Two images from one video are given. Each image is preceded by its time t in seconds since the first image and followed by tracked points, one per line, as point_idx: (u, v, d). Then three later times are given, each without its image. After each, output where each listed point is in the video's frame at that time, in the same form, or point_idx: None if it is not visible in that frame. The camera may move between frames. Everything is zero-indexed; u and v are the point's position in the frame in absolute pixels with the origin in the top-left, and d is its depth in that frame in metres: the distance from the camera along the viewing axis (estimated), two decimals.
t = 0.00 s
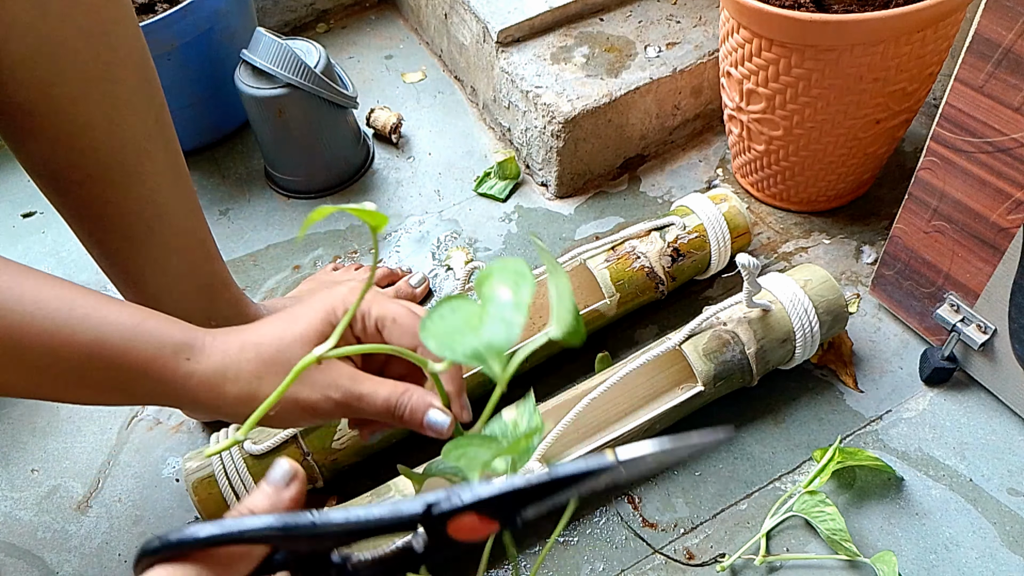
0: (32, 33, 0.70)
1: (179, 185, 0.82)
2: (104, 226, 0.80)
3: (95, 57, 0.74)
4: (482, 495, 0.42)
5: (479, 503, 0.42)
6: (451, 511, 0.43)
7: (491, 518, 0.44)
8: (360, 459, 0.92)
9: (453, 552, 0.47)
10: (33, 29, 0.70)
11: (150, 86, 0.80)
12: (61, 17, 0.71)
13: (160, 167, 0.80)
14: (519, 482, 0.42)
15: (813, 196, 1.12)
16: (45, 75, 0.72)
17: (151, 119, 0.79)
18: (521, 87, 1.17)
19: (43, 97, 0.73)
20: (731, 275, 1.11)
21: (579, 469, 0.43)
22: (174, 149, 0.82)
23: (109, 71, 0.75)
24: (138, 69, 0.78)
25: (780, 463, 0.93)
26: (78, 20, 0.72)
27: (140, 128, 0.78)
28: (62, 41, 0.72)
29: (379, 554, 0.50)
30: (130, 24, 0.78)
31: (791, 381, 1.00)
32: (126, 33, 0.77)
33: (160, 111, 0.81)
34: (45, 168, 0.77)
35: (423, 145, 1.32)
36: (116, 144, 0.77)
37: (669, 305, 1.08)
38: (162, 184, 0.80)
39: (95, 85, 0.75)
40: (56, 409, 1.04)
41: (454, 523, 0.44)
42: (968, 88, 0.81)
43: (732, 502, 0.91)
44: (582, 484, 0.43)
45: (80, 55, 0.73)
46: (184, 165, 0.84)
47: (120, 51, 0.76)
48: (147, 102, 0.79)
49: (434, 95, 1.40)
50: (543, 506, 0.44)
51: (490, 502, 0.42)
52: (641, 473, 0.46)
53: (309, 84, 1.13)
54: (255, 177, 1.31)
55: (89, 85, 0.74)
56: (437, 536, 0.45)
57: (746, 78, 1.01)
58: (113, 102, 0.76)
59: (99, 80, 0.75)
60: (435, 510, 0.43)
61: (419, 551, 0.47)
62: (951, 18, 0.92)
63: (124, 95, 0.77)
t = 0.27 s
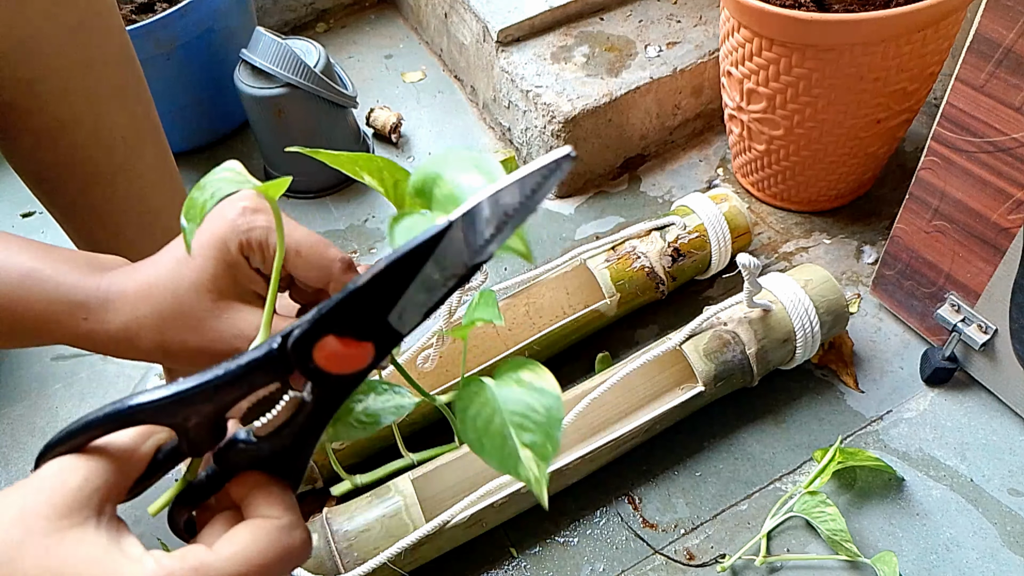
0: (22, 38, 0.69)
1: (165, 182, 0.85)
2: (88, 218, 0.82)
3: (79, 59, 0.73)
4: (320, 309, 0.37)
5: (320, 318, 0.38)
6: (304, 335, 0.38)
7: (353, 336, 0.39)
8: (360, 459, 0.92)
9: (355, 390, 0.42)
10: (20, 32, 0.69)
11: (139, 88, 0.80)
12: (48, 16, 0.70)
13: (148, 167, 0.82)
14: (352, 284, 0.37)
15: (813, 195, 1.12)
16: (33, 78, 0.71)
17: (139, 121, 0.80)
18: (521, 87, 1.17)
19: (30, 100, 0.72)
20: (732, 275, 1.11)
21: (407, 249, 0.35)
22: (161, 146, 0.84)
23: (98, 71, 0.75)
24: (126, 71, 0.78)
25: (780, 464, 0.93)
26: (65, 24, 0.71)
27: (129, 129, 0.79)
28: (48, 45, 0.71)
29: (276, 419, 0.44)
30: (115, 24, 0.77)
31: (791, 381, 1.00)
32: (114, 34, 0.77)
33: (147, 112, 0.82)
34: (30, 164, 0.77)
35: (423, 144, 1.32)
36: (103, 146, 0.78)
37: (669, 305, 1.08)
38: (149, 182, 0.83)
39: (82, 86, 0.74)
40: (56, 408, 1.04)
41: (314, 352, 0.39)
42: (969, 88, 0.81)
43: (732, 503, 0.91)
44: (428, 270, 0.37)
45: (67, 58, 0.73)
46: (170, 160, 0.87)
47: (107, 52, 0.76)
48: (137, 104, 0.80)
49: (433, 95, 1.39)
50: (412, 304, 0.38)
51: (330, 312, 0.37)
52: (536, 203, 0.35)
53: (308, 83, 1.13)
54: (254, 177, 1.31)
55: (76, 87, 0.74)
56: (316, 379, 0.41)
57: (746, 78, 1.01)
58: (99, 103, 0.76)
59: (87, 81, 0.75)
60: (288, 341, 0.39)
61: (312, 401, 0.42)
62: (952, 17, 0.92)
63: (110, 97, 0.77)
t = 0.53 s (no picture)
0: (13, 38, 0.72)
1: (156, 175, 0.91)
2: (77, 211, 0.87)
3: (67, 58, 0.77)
4: (283, 359, 0.33)
5: (281, 370, 0.33)
6: (265, 382, 0.34)
7: (318, 388, 0.34)
8: (360, 459, 0.92)
9: (325, 432, 0.38)
10: (9, 33, 0.72)
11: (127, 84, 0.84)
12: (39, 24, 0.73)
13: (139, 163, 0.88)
14: (319, 340, 0.32)
15: (813, 196, 1.12)
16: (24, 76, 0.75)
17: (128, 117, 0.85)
18: (521, 87, 1.17)
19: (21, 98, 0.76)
20: (732, 275, 1.11)
21: (383, 313, 0.31)
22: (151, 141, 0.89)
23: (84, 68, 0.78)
24: (113, 70, 0.82)
25: (780, 464, 0.93)
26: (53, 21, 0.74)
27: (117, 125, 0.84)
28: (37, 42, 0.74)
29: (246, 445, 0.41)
30: (102, 21, 0.80)
31: (792, 381, 1.00)
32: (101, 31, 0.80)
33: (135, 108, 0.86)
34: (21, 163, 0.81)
35: (423, 145, 1.32)
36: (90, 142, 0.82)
37: (669, 305, 1.08)
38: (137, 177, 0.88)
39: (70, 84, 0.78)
40: (55, 408, 1.04)
41: (278, 399, 0.35)
42: (969, 88, 0.81)
43: (732, 503, 0.91)
44: (410, 331, 0.32)
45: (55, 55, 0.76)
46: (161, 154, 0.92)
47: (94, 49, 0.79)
48: (125, 101, 0.84)
49: (433, 95, 1.39)
50: (387, 364, 0.34)
51: (295, 365, 0.33)
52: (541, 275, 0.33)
53: (308, 83, 1.13)
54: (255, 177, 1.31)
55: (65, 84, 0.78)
56: (278, 418, 0.37)
57: (746, 78, 1.01)
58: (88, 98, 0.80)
59: (74, 78, 0.78)
60: (246, 385, 0.35)
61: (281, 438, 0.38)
62: (952, 17, 0.92)
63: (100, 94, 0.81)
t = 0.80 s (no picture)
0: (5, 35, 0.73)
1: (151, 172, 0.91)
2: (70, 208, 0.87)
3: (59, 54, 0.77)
4: (295, 364, 0.34)
5: (295, 373, 0.34)
6: (278, 386, 0.34)
7: (329, 389, 0.35)
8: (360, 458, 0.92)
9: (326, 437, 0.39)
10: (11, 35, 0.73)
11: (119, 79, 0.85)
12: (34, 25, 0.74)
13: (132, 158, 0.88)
14: (336, 341, 0.33)
15: (813, 196, 1.12)
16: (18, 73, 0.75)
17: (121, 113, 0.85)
18: (521, 87, 1.17)
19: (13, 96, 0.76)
20: (732, 275, 1.11)
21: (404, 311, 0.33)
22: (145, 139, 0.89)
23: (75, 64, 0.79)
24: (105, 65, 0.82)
25: (780, 464, 0.93)
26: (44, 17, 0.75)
27: (110, 121, 0.84)
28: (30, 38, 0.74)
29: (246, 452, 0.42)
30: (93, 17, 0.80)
31: (791, 381, 1.00)
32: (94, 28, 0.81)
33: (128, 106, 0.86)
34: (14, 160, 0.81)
35: (423, 145, 1.32)
36: (83, 137, 0.82)
37: (669, 305, 1.08)
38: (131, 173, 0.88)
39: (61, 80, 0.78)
40: (56, 409, 1.04)
41: (288, 402, 0.35)
42: (969, 88, 0.81)
43: (732, 503, 0.91)
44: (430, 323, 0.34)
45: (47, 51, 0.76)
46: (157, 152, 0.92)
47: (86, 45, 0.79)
48: (117, 95, 0.84)
49: (433, 95, 1.39)
50: (399, 365, 0.35)
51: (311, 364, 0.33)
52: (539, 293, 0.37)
53: (308, 83, 1.13)
54: (255, 177, 1.31)
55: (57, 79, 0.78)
56: (283, 424, 0.37)
57: (746, 78, 1.01)
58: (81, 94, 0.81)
59: (66, 74, 0.79)
60: (257, 392, 0.35)
61: (282, 444, 0.39)
62: (952, 17, 0.92)
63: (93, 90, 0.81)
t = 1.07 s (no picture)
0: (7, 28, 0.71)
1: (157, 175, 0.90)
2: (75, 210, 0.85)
3: (65, 52, 0.76)
4: (261, 476, 0.42)
5: (258, 483, 0.41)
6: (240, 495, 0.41)
7: (276, 499, 0.43)
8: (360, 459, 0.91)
9: (237, 553, 0.44)
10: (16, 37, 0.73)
11: (126, 80, 0.84)
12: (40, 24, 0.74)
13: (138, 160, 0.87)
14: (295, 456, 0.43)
15: (813, 196, 1.12)
16: (20, 70, 0.74)
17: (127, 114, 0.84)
18: (521, 87, 1.17)
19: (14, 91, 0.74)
20: (732, 275, 1.11)
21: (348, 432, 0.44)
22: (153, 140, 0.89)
23: (83, 64, 0.78)
24: (113, 63, 0.82)
25: (780, 464, 0.93)
26: (50, 15, 0.74)
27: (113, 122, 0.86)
28: (34, 35, 0.73)
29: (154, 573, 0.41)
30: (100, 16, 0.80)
31: (791, 381, 1.00)
32: (101, 27, 0.80)
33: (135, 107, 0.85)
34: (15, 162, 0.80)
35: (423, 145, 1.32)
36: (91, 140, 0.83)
37: (669, 305, 1.08)
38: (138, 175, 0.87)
39: (65, 79, 0.77)
40: (56, 409, 1.04)
41: (241, 510, 0.41)
42: (969, 88, 0.81)
43: (732, 503, 0.91)
44: (358, 449, 0.45)
45: (53, 49, 0.75)
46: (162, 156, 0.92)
47: (93, 45, 0.79)
48: (127, 94, 0.83)
49: (433, 95, 1.39)
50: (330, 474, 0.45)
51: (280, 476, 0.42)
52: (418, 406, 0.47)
53: (308, 83, 1.13)
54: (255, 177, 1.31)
55: (61, 79, 0.77)
56: (221, 535, 0.42)
57: (746, 78, 1.01)
58: (88, 94, 0.79)
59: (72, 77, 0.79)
60: (219, 499, 0.40)
61: (215, 550, 0.42)
62: (952, 17, 0.92)
63: (99, 90, 0.80)
